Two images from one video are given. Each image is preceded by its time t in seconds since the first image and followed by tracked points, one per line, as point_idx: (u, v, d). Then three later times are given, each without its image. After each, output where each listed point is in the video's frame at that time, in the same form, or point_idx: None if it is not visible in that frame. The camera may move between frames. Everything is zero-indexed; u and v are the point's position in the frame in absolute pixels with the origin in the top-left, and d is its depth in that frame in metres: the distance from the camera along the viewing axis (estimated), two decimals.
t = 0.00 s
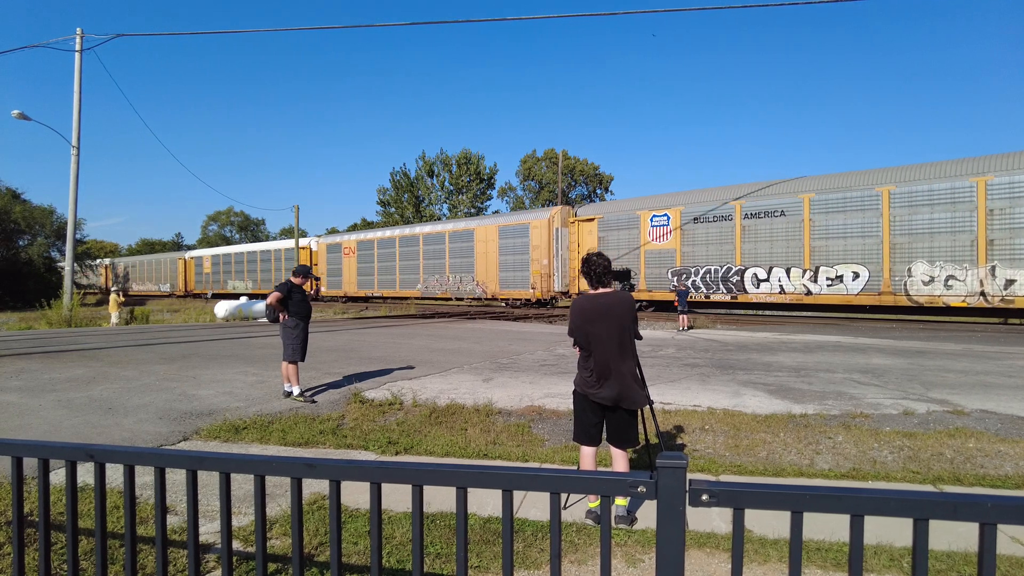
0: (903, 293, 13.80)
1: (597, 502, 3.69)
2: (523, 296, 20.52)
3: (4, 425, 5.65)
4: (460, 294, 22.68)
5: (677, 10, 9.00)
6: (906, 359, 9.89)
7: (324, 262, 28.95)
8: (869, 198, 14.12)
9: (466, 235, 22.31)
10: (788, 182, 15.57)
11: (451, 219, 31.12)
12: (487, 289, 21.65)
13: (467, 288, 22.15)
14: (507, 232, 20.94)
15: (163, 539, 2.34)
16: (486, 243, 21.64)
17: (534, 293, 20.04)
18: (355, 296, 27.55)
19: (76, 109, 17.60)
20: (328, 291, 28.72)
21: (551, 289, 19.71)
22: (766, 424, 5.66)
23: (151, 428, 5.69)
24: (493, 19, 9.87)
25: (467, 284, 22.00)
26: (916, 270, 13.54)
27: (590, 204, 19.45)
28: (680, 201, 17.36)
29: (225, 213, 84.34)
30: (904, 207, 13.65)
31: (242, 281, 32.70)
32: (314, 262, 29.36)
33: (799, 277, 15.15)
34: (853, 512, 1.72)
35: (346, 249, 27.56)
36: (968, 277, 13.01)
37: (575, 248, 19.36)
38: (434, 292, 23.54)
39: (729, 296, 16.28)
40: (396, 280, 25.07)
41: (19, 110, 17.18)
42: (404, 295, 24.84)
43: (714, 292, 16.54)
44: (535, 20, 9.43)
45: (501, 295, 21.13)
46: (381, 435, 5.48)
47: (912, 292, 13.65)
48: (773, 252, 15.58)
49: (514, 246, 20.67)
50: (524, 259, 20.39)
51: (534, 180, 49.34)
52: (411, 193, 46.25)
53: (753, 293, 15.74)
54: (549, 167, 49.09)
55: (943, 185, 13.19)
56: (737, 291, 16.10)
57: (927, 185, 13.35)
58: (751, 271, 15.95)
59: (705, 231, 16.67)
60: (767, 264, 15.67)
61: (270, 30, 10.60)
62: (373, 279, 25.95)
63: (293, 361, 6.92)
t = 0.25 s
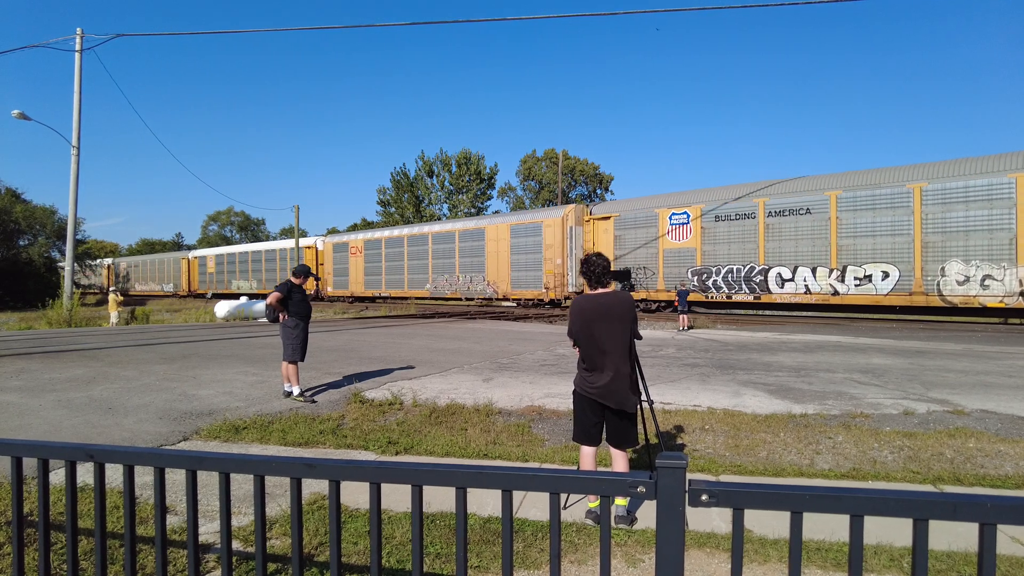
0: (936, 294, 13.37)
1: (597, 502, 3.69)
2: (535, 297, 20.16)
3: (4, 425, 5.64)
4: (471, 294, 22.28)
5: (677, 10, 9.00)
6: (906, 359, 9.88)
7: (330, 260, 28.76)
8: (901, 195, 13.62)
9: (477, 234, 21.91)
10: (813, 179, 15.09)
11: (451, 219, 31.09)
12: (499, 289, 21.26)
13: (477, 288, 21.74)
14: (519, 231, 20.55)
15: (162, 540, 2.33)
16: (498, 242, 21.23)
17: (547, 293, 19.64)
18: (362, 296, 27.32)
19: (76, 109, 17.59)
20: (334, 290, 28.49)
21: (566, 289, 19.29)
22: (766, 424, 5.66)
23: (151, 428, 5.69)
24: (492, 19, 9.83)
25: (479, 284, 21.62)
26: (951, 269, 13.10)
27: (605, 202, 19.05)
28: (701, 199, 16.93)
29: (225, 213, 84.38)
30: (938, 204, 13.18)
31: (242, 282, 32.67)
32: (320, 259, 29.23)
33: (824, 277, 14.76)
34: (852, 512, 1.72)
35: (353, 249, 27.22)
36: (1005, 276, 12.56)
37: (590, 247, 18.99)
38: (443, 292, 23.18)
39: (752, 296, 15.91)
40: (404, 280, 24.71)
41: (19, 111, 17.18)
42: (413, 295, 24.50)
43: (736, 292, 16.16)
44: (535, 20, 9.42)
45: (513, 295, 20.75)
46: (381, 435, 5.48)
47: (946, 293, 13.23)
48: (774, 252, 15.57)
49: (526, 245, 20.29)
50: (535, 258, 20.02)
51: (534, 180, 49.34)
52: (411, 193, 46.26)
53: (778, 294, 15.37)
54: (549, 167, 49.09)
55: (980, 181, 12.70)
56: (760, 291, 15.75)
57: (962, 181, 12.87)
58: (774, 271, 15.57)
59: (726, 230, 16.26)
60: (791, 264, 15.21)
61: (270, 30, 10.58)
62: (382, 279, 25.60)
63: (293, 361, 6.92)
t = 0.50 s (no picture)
0: (971, 294, 13.08)
1: (597, 502, 3.69)
2: (547, 296, 19.92)
3: (5, 425, 5.65)
4: (482, 294, 21.99)
5: (677, 10, 9.01)
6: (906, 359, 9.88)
7: (336, 259, 28.44)
8: (933, 193, 13.32)
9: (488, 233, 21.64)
10: (840, 177, 14.82)
11: (452, 219, 31.09)
12: (510, 289, 20.98)
13: (488, 288, 21.48)
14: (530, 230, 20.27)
15: (162, 540, 2.33)
16: (510, 241, 20.96)
17: (561, 293, 19.37)
18: (368, 296, 27.12)
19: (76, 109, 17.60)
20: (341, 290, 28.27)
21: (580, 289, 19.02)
22: (767, 423, 5.67)
23: (151, 428, 5.69)
24: (494, 19, 9.81)
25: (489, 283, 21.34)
26: (987, 269, 12.80)
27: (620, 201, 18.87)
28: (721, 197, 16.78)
29: (226, 213, 84.43)
30: (973, 202, 12.88)
31: (243, 281, 32.69)
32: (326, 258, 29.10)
33: (851, 277, 14.48)
34: (851, 513, 1.72)
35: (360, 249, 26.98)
36: None
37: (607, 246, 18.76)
38: (453, 292, 22.89)
39: (775, 296, 15.69)
40: (413, 280, 24.44)
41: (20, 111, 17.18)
42: (421, 295, 24.22)
43: (760, 292, 15.95)
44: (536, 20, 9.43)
45: (526, 295, 20.49)
46: (381, 435, 5.48)
47: (982, 293, 12.95)
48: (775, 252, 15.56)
49: (538, 244, 20.01)
50: (547, 258, 19.75)
51: (534, 180, 49.37)
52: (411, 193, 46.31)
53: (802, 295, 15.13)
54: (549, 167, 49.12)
55: (1020, 177, 12.33)
56: (784, 292, 15.52)
57: (998, 178, 12.56)
58: (799, 271, 15.33)
59: (749, 228, 16.06)
60: (818, 264, 14.96)
61: (272, 31, 10.57)
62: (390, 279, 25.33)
63: (293, 361, 6.92)
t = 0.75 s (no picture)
0: (1009, 294, 12.59)
1: (598, 502, 3.70)
2: (561, 297, 19.53)
3: (5, 425, 5.65)
4: (493, 294, 21.52)
5: (677, 10, 9.02)
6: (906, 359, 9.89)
7: (343, 259, 28.08)
8: (969, 190, 12.83)
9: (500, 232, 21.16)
10: (868, 173, 14.31)
11: (452, 219, 31.12)
12: (523, 289, 20.52)
13: (500, 288, 21.11)
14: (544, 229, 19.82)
15: (163, 540, 2.33)
16: (522, 240, 20.49)
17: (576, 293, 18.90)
18: (375, 296, 26.79)
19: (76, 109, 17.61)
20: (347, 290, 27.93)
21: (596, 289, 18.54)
22: (767, 424, 5.67)
23: (152, 428, 5.69)
24: (496, 19, 9.77)
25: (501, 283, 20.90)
26: None
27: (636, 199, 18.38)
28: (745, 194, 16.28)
29: (226, 213, 84.49)
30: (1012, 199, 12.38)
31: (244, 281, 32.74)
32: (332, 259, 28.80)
33: (881, 277, 13.95)
34: (852, 513, 1.72)
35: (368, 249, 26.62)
36: None
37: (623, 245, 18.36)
38: (463, 292, 22.50)
39: (801, 297, 15.17)
40: (421, 280, 24.03)
41: (21, 111, 17.20)
42: (430, 296, 23.81)
43: (784, 292, 15.44)
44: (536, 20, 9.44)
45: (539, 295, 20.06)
46: (381, 435, 5.48)
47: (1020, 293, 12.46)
48: (776, 252, 15.56)
49: (552, 243, 19.57)
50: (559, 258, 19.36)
51: (534, 180, 49.41)
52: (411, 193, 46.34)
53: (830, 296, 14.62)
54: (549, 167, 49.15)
55: None
56: (810, 292, 15.00)
57: None
58: (825, 271, 14.81)
59: (774, 227, 15.55)
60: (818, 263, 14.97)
61: (274, 31, 10.57)
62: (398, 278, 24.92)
63: (294, 361, 6.94)
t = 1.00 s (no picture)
0: None
1: (598, 502, 3.70)
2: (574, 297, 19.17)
3: (6, 425, 5.66)
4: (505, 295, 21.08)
5: (678, 10, 9.04)
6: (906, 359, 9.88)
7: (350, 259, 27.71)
8: (1006, 187, 12.39)
9: (512, 230, 20.81)
10: (898, 171, 13.91)
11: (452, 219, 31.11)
12: (535, 290, 20.10)
13: (512, 288, 20.71)
14: (558, 227, 19.44)
15: (163, 540, 2.34)
16: (535, 239, 20.12)
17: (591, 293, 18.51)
18: (381, 296, 26.43)
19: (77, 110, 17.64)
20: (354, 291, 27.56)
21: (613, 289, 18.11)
22: (767, 424, 5.67)
23: (152, 428, 5.70)
24: (498, 19, 9.84)
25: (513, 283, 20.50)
26: None
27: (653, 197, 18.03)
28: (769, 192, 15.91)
29: (226, 213, 84.51)
30: None
31: (245, 281, 32.77)
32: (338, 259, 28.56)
33: (913, 277, 13.51)
34: (852, 513, 1.72)
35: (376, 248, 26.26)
36: None
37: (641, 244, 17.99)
38: (473, 293, 22.06)
39: (828, 297, 14.72)
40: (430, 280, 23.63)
41: (21, 111, 17.19)
42: (439, 296, 23.41)
43: (810, 293, 15.00)
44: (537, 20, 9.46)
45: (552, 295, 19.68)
46: (381, 435, 5.48)
47: None
48: (781, 252, 15.50)
49: (565, 241, 19.20)
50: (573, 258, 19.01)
51: (534, 180, 49.43)
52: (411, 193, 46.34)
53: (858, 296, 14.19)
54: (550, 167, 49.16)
55: None
56: (838, 293, 14.55)
57: None
58: (853, 270, 14.37)
59: (798, 225, 15.14)
60: (818, 263, 14.97)
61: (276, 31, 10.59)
62: (406, 278, 24.53)
63: (296, 361, 6.94)
